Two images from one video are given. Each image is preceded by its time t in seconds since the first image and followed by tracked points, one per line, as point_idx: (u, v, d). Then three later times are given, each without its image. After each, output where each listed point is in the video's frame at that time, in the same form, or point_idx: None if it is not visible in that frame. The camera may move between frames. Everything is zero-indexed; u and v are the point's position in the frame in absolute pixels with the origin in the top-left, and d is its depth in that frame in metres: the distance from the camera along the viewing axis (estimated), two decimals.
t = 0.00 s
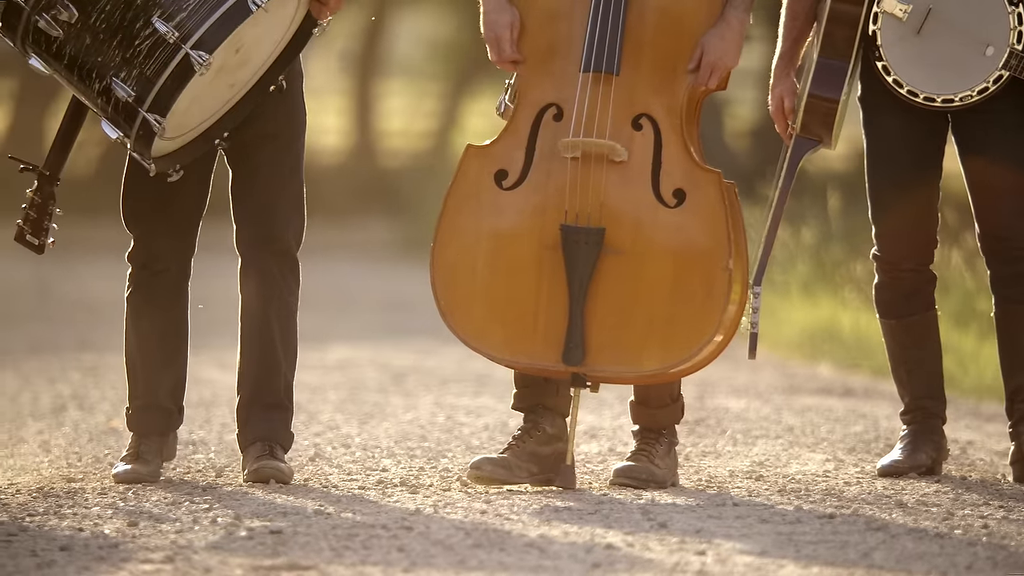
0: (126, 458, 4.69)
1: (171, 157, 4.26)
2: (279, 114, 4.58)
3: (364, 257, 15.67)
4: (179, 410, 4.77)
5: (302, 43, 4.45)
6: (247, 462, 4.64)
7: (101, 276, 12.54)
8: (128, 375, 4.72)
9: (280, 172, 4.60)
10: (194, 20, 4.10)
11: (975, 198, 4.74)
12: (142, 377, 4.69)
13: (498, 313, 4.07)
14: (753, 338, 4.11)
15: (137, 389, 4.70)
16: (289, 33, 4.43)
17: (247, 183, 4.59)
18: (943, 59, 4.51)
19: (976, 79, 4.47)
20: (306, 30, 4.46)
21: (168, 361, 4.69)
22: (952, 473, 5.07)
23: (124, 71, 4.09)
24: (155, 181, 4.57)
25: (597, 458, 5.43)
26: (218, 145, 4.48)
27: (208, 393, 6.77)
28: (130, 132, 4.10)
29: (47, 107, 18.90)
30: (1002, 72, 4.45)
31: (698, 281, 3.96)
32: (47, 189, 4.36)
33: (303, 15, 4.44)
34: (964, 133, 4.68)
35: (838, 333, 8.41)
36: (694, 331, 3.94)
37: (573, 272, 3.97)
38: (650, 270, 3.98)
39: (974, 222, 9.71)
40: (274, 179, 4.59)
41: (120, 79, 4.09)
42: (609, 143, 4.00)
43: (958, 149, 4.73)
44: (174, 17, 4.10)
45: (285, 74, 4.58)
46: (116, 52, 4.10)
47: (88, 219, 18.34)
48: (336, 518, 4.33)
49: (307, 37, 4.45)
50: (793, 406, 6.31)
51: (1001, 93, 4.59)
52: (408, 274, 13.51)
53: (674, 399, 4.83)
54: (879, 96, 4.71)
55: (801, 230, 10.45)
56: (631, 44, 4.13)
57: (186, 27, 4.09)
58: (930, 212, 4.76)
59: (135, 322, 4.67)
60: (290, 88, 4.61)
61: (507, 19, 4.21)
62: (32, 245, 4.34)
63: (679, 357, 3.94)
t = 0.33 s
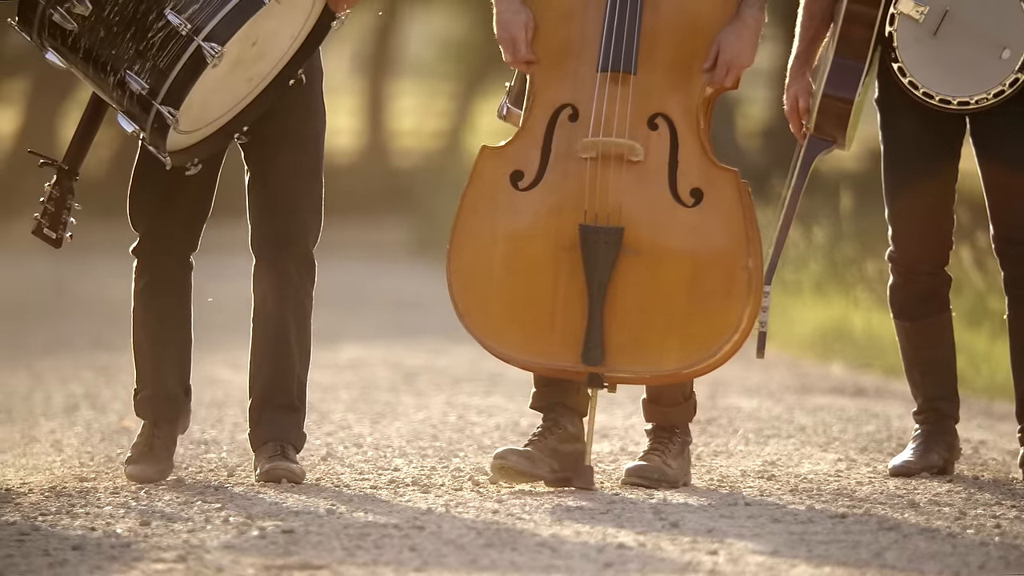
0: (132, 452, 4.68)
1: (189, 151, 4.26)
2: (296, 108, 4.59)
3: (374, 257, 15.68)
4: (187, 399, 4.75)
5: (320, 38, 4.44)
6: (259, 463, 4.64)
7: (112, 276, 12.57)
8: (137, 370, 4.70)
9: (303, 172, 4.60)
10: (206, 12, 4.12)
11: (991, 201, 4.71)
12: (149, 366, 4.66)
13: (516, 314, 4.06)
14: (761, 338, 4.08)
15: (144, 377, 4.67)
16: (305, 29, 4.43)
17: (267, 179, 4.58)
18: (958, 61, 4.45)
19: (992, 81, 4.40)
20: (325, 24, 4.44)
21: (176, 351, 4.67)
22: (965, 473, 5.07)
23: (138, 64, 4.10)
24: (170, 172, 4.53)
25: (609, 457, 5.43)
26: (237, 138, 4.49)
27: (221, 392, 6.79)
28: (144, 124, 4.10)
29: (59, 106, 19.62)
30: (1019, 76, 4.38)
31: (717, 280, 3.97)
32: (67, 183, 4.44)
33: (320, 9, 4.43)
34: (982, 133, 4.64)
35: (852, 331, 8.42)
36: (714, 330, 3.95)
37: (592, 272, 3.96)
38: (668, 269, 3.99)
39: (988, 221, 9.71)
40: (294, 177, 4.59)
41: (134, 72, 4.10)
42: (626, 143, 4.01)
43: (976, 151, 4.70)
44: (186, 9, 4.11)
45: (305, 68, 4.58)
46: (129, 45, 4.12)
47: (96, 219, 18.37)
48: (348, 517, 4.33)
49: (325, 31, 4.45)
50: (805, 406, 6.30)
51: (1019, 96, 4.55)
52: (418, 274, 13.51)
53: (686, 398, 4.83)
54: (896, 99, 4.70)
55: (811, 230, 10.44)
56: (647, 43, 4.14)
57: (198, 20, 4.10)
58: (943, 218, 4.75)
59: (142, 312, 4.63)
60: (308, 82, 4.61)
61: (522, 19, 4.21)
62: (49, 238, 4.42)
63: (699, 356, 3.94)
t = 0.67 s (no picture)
0: (145, 435, 4.74)
1: (207, 146, 4.29)
2: (309, 103, 4.58)
3: (386, 257, 15.69)
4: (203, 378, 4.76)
5: (337, 33, 4.46)
6: (272, 462, 4.63)
7: (124, 275, 12.59)
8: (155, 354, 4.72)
9: (319, 168, 4.61)
10: (218, 6, 4.12)
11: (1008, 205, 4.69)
12: (166, 351, 4.67)
13: (535, 316, 4.05)
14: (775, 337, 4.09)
15: (162, 363, 4.70)
16: (323, 23, 4.44)
17: (283, 175, 4.59)
18: (977, 63, 4.45)
19: (1010, 84, 4.40)
20: (341, 20, 4.46)
21: (193, 338, 4.67)
22: (978, 473, 5.06)
23: (151, 58, 4.11)
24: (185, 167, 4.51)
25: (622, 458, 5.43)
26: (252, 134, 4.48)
27: (234, 391, 6.79)
28: (158, 118, 4.12)
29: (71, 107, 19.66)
30: None
31: (737, 280, 4.00)
32: (82, 179, 4.50)
33: (336, 5, 4.45)
34: (1000, 137, 4.61)
35: (863, 332, 8.42)
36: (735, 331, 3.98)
37: (612, 273, 3.97)
38: (688, 270, 4.00)
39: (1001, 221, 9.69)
40: (308, 175, 4.60)
41: (147, 66, 4.11)
42: (643, 143, 4.03)
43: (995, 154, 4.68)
44: (198, 3, 4.12)
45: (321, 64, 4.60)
46: (142, 38, 4.13)
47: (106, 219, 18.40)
48: (360, 517, 4.33)
49: (341, 26, 4.46)
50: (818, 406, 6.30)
51: None
52: (429, 274, 13.51)
53: (699, 395, 4.82)
54: (915, 100, 4.70)
55: (823, 230, 10.43)
56: (662, 43, 4.14)
57: (210, 14, 4.11)
58: (961, 219, 4.74)
59: (158, 300, 4.62)
60: (325, 78, 4.62)
61: (536, 21, 4.18)
62: (62, 234, 4.48)
63: (720, 356, 3.97)
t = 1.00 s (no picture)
0: (159, 428, 4.67)
1: (217, 143, 4.30)
2: (322, 101, 4.59)
3: (396, 258, 15.70)
4: (223, 377, 4.74)
5: (351, 33, 4.45)
6: (284, 462, 4.65)
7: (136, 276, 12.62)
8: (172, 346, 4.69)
9: (334, 166, 4.62)
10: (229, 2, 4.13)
11: None
12: (182, 344, 4.65)
13: (555, 318, 4.01)
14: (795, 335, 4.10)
15: (179, 357, 4.67)
16: (337, 22, 4.44)
17: (299, 173, 4.60)
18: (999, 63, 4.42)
19: None
20: (355, 17, 4.46)
21: (210, 334, 4.65)
22: (992, 473, 5.05)
23: (162, 54, 4.12)
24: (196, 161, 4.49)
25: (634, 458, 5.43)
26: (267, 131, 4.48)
27: (247, 391, 6.80)
28: (170, 114, 4.13)
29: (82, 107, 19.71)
30: None
31: (757, 279, 4.02)
32: (96, 175, 4.53)
33: (349, 3, 4.44)
34: None
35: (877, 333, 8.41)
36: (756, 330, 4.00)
37: (634, 274, 3.95)
38: (708, 270, 4.01)
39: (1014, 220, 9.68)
40: (322, 173, 4.60)
41: (158, 62, 4.13)
42: (662, 142, 4.03)
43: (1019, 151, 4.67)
44: None
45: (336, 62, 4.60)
46: (154, 35, 4.13)
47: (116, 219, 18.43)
48: (372, 517, 4.33)
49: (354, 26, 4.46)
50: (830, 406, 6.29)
51: None
52: (438, 274, 13.52)
53: (710, 393, 4.81)
54: (937, 102, 4.69)
55: (835, 230, 10.43)
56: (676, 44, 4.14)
57: (221, 11, 4.11)
58: (982, 217, 4.75)
59: (176, 294, 4.60)
60: (339, 77, 4.63)
61: (550, 23, 4.15)
62: (75, 228, 4.48)
63: (742, 355, 3.98)
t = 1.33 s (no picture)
0: (173, 437, 4.62)
1: (229, 141, 4.28)
2: (334, 101, 4.58)
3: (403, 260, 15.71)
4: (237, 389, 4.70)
5: (365, 33, 4.44)
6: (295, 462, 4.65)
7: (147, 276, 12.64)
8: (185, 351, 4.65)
9: (347, 166, 4.62)
10: None
11: None
12: (197, 350, 4.61)
13: (577, 317, 4.01)
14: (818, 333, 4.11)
15: (193, 363, 4.63)
16: (350, 20, 4.42)
17: (312, 171, 4.60)
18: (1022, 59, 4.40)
19: None
20: (370, 17, 4.44)
21: (224, 340, 4.61)
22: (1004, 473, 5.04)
23: (174, 52, 4.13)
24: (209, 159, 4.45)
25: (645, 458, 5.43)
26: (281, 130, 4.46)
27: (259, 391, 6.81)
28: (181, 112, 4.13)
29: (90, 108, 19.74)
30: None
31: (775, 273, 4.06)
32: (110, 172, 4.53)
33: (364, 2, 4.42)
34: None
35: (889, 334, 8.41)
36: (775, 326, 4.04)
37: (657, 272, 3.96)
38: (726, 267, 4.04)
39: None
40: (335, 174, 4.60)
41: (170, 60, 4.13)
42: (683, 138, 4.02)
43: None
44: None
45: (349, 61, 4.58)
46: (166, 32, 4.15)
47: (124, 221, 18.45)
48: (384, 516, 4.33)
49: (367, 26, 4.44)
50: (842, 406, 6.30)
51: None
52: (446, 275, 13.53)
53: (722, 387, 4.81)
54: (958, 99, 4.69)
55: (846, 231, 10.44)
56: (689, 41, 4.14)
57: (232, 9, 4.12)
58: (1003, 213, 4.75)
59: (193, 294, 4.56)
60: (353, 77, 4.61)
61: (564, 22, 4.12)
62: (87, 225, 4.47)
63: (760, 351, 4.02)
